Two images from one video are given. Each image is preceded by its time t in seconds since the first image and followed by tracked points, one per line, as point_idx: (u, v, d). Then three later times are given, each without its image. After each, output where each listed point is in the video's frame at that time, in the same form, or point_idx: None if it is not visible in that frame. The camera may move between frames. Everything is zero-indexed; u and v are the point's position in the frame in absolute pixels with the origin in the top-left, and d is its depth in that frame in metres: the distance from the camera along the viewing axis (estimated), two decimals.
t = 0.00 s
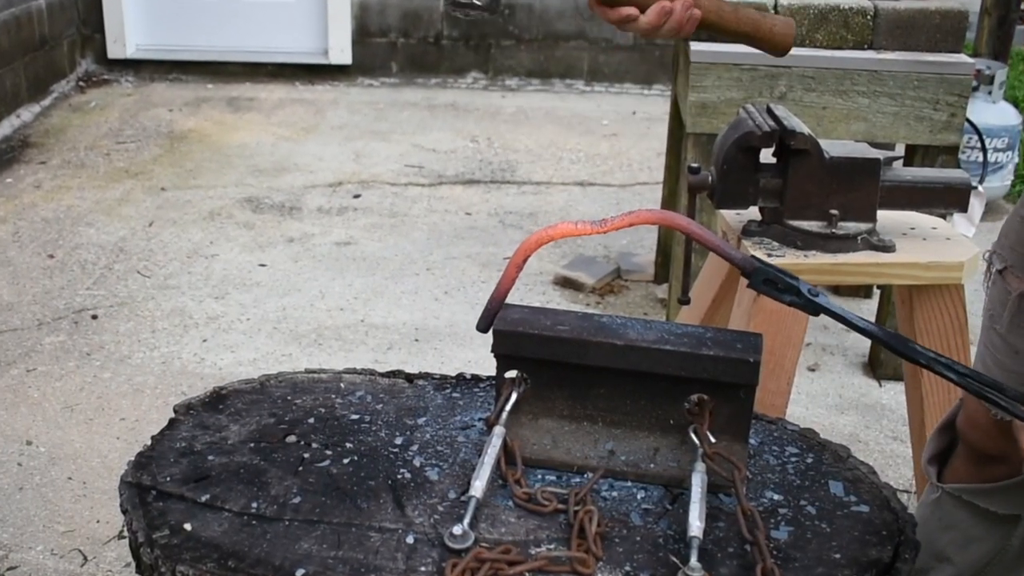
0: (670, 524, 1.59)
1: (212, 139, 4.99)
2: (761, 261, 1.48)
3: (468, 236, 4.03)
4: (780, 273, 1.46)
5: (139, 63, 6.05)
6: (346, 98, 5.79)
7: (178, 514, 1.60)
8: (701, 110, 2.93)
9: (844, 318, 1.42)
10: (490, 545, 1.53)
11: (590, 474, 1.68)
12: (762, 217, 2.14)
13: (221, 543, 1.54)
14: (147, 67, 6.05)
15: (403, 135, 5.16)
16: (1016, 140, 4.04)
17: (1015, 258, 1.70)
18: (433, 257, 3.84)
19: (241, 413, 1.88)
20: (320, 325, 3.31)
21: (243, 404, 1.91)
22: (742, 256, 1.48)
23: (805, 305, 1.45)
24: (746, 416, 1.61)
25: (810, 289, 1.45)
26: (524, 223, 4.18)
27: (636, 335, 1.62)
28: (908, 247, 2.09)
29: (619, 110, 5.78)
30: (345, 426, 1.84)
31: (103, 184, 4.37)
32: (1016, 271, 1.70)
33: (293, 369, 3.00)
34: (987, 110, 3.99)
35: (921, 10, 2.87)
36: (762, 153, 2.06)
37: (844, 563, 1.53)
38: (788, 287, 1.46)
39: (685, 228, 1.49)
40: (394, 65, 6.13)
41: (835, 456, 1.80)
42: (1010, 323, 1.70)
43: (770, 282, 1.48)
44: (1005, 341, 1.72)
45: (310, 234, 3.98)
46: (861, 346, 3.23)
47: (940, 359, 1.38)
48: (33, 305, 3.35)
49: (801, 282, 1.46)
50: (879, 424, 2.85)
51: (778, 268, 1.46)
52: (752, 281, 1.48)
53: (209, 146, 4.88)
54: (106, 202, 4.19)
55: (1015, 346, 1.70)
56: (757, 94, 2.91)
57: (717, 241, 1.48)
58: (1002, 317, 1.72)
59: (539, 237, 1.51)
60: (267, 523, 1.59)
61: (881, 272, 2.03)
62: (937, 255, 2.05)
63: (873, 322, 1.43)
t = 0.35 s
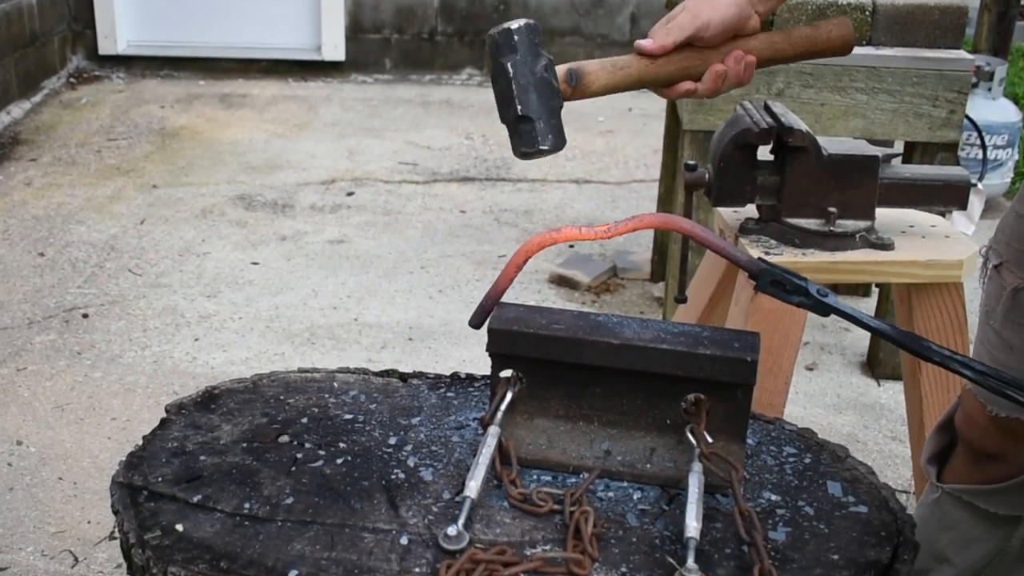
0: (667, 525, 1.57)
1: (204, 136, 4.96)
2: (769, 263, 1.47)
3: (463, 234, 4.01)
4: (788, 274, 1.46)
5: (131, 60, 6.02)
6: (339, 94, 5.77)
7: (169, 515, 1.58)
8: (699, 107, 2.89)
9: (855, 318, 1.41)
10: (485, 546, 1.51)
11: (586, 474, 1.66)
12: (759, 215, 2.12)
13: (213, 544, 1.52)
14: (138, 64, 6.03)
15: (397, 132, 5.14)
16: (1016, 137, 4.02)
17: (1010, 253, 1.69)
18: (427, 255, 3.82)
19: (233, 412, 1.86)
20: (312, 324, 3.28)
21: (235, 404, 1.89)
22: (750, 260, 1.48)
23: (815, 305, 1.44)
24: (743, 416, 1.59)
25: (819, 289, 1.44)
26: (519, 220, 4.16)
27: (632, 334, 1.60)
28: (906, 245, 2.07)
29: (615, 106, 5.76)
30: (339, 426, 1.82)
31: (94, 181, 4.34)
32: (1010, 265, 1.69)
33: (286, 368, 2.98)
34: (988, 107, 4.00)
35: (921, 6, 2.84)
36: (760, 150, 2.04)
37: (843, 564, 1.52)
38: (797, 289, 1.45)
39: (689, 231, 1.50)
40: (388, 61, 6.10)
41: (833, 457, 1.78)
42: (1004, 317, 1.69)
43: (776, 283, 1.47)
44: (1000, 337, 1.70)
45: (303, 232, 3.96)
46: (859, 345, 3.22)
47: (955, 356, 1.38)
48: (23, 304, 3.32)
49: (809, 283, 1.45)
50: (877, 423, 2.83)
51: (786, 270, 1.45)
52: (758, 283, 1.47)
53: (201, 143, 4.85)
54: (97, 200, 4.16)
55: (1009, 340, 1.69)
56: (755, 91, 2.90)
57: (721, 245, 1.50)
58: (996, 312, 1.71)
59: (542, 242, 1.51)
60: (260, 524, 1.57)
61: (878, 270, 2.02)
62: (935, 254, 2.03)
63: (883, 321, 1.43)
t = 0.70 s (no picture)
0: (663, 525, 1.55)
1: (196, 133, 4.93)
2: (772, 278, 1.46)
3: (457, 231, 3.99)
4: (793, 290, 1.44)
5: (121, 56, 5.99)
6: (332, 91, 5.74)
7: (161, 516, 1.56)
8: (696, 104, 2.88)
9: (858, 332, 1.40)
10: (480, 547, 1.49)
11: (582, 475, 1.64)
12: (757, 213, 2.10)
13: (205, 545, 1.50)
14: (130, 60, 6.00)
15: (390, 129, 5.12)
16: (1015, 134, 4.01)
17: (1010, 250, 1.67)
18: (421, 253, 3.80)
19: (226, 412, 1.84)
20: (306, 323, 3.26)
21: (227, 403, 1.86)
22: (754, 275, 1.47)
23: (819, 321, 1.42)
24: (741, 415, 1.57)
25: (824, 305, 1.43)
26: (514, 218, 4.14)
27: (628, 333, 1.58)
28: (905, 243, 2.05)
29: (610, 103, 5.74)
30: (332, 425, 1.80)
31: (84, 179, 4.31)
32: (1010, 261, 1.67)
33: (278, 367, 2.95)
34: (988, 104, 4.00)
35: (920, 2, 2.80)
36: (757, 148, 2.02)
37: (841, 565, 1.50)
38: (801, 304, 1.44)
39: (692, 245, 1.48)
40: (381, 58, 6.08)
41: (831, 457, 1.76)
42: (1003, 314, 1.68)
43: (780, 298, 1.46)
44: (999, 333, 1.69)
45: (296, 230, 3.94)
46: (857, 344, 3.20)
47: (961, 374, 1.37)
48: (13, 302, 3.29)
49: (813, 298, 1.44)
50: (876, 423, 2.82)
51: (791, 286, 1.44)
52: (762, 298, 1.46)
53: (192, 140, 4.82)
54: (88, 197, 4.13)
55: (1008, 337, 1.67)
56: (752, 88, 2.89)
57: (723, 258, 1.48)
58: (996, 309, 1.69)
59: (541, 250, 1.47)
60: (252, 524, 1.55)
61: (877, 268, 2.00)
62: (934, 251, 2.02)
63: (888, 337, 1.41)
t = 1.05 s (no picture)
0: (659, 526, 1.53)
1: (187, 129, 4.90)
2: (768, 277, 1.43)
3: (451, 229, 3.97)
4: (788, 289, 1.42)
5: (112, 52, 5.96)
6: (325, 87, 5.71)
7: (152, 517, 1.54)
8: (693, 100, 2.85)
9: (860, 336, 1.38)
10: (475, 548, 1.47)
11: (578, 475, 1.62)
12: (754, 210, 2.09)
13: (197, 546, 1.48)
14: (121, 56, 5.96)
15: (384, 126, 5.09)
16: (1015, 131, 4.00)
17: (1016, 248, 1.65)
18: (415, 251, 3.78)
19: (217, 411, 1.81)
20: (298, 322, 3.24)
21: (219, 403, 1.84)
22: (750, 274, 1.45)
23: (815, 321, 1.40)
24: (738, 415, 1.55)
25: (820, 304, 1.41)
26: (508, 216, 4.12)
27: (624, 332, 1.56)
28: (905, 242, 2.03)
29: (606, 100, 5.72)
30: (325, 425, 1.78)
31: (75, 176, 4.28)
32: (1016, 261, 1.65)
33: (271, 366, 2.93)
34: (987, 100, 3.98)
35: None
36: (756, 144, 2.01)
37: (839, 567, 1.48)
38: (797, 305, 1.42)
39: (689, 245, 1.45)
40: (375, 54, 6.05)
41: (829, 457, 1.74)
42: (1008, 314, 1.66)
43: (777, 297, 1.43)
44: (1003, 333, 1.67)
45: (289, 228, 3.91)
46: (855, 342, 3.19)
47: (957, 373, 1.35)
48: (3, 301, 3.26)
49: (809, 298, 1.42)
50: (875, 423, 2.80)
51: (786, 285, 1.41)
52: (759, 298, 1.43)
53: (184, 137, 4.80)
54: (78, 195, 4.10)
55: (1012, 337, 1.66)
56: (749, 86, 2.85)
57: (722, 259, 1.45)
58: (1001, 309, 1.68)
59: (539, 248, 1.47)
60: (244, 525, 1.53)
61: (875, 267, 1.98)
62: (934, 250, 2.00)
63: (885, 337, 1.39)
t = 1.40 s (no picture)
0: (656, 527, 1.51)
1: (179, 126, 4.88)
2: (774, 290, 1.45)
3: (446, 227, 3.95)
4: (794, 301, 1.43)
5: (103, 48, 5.93)
6: (318, 84, 5.69)
7: (143, 518, 1.52)
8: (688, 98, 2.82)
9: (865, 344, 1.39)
10: (469, 550, 1.45)
11: (573, 475, 1.60)
12: (752, 208, 2.07)
13: (188, 547, 1.46)
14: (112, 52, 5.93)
15: (377, 122, 5.07)
16: (1014, 128, 3.99)
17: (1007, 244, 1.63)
18: (409, 250, 3.75)
19: (209, 411, 1.79)
20: (291, 321, 3.21)
21: (211, 402, 1.82)
22: (756, 287, 1.46)
23: (821, 331, 1.41)
24: (734, 415, 1.54)
25: (826, 316, 1.42)
26: (503, 214, 4.10)
27: (620, 331, 1.54)
28: (902, 240, 2.02)
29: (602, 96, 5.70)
30: (318, 425, 1.76)
31: (65, 174, 4.25)
32: (1007, 257, 1.64)
33: (263, 365, 2.91)
34: (986, 96, 3.97)
35: None
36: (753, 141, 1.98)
37: (837, 568, 1.47)
38: (804, 315, 1.43)
39: (693, 257, 1.49)
40: (369, 50, 6.02)
41: (827, 457, 1.72)
42: (999, 312, 1.64)
43: (784, 309, 1.45)
44: (995, 331, 1.66)
45: (281, 226, 3.89)
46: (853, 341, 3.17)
47: (965, 383, 1.36)
48: None
49: (816, 309, 1.43)
50: (873, 423, 2.79)
51: (792, 296, 1.43)
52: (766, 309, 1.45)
53: (176, 134, 4.77)
54: (69, 192, 4.08)
55: (1004, 335, 1.64)
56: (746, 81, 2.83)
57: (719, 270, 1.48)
58: (993, 306, 1.66)
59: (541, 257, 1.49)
60: (236, 526, 1.51)
61: (872, 265, 1.97)
62: (932, 247, 1.98)
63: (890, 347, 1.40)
